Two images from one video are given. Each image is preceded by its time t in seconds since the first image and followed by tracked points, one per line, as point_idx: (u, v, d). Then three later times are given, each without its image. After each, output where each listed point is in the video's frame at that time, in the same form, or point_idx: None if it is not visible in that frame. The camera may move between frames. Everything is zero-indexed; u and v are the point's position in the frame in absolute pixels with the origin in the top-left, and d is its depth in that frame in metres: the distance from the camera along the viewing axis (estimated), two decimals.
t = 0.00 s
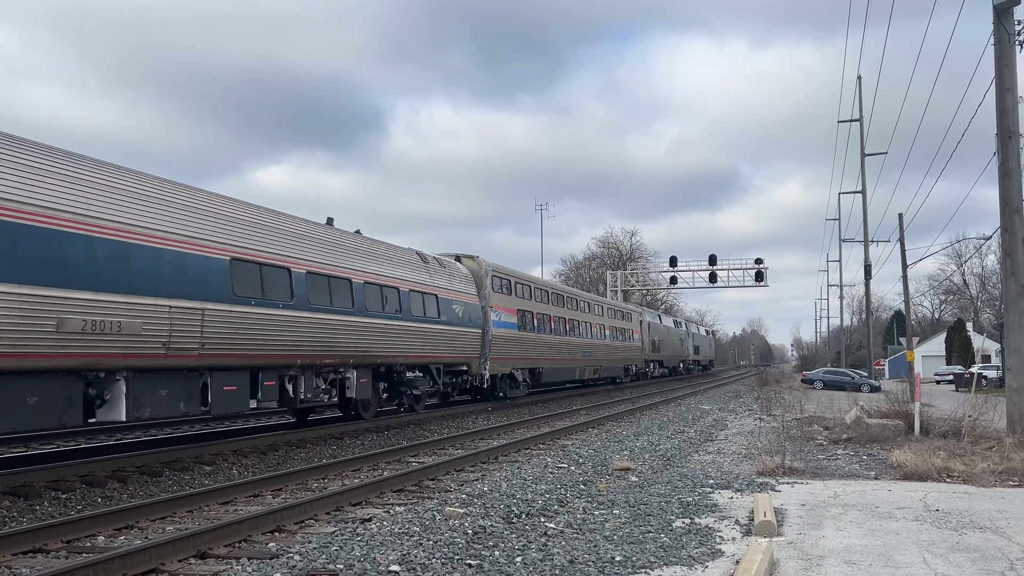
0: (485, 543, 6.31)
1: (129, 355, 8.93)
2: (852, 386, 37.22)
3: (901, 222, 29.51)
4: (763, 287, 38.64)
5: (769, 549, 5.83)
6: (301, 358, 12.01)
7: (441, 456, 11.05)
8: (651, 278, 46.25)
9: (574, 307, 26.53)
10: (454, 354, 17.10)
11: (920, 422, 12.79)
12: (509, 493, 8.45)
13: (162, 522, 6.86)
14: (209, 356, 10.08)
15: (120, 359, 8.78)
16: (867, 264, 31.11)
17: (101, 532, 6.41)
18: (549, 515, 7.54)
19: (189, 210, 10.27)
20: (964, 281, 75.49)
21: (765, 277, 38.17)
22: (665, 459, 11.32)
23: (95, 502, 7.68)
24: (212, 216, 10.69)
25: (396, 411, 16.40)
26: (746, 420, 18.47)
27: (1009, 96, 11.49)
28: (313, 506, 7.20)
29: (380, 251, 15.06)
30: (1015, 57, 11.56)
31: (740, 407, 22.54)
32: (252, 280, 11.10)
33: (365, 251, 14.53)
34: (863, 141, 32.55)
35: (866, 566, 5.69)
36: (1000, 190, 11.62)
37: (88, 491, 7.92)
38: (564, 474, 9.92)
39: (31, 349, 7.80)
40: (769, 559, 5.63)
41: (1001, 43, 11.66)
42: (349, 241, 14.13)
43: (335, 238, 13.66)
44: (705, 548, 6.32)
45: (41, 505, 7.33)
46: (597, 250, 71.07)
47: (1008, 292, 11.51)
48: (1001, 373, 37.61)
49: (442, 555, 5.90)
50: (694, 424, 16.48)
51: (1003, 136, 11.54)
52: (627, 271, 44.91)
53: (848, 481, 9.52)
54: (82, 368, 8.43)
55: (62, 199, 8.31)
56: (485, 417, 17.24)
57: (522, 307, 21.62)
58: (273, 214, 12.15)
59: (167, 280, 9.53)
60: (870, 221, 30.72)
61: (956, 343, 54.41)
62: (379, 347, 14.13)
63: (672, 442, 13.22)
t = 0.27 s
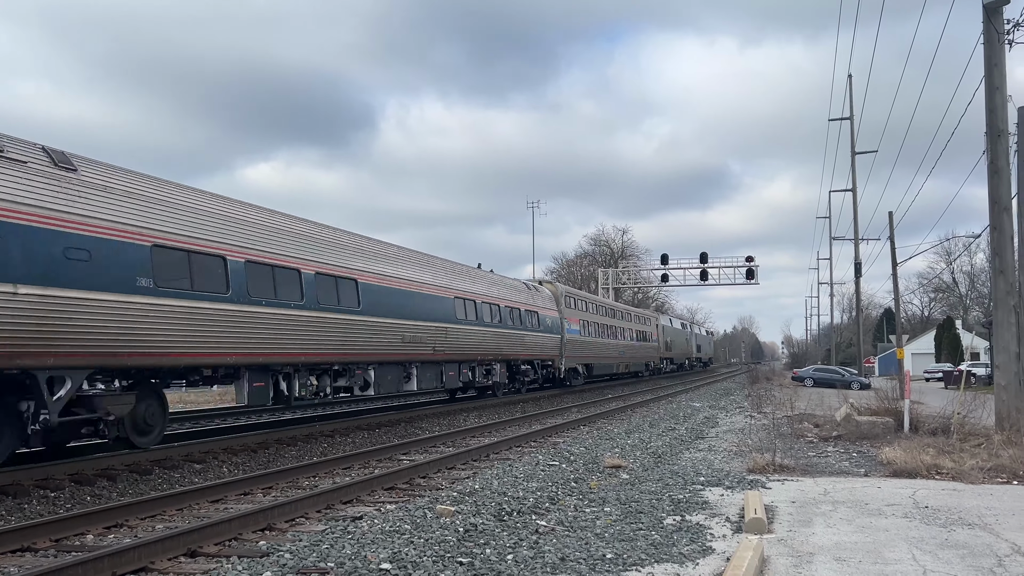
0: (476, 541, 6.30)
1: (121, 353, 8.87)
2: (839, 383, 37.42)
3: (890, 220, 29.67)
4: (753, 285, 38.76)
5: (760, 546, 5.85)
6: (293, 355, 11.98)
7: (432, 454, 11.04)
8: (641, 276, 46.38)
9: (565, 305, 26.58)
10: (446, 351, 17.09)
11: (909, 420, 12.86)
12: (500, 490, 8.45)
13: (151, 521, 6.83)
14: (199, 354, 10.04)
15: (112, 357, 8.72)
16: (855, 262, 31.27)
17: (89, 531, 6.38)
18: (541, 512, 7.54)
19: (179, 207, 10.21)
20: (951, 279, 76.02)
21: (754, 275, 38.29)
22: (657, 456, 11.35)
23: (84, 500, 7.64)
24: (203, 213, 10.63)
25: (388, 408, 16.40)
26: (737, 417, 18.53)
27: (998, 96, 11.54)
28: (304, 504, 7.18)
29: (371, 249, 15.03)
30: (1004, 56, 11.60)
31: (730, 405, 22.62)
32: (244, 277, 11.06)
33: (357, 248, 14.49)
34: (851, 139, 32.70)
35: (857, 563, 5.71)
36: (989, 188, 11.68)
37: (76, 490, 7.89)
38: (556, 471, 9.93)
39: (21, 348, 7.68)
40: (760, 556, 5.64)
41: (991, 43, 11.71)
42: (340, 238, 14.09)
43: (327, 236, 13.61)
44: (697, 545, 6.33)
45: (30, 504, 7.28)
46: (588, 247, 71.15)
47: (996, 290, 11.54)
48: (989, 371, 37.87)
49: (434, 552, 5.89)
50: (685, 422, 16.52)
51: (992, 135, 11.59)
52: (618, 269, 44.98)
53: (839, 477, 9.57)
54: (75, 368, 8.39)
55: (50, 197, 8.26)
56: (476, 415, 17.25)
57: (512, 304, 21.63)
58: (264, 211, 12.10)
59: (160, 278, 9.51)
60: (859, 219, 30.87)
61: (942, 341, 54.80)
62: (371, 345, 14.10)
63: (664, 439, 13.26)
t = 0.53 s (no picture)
0: (466, 539, 6.34)
1: (110, 351, 8.90)
2: (830, 380, 37.55)
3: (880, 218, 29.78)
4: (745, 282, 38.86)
5: (748, 543, 5.89)
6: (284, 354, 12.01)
7: (422, 452, 11.08)
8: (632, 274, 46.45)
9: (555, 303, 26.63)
10: (438, 349, 17.12)
11: (897, 417, 12.93)
12: (490, 488, 8.49)
13: (139, 519, 6.85)
14: (190, 353, 10.07)
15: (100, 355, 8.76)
16: (845, 260, 31.38)
17: (76, 529, 6.40)
18: (530, 510, 7.58)
19: (168, 206, 10.25)
20: (942, 276, 76.25)
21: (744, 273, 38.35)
22: (646, 453, 11.39)
23: (71, 498, 7.67)
24: (192, 211, 10.67)
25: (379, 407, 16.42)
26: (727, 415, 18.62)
27: (985, 95, 11.59)
28: (293, 502, 7.21)
29: (362, 247, 15.05)
30: (991, 55, 11.64)
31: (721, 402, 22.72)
32: (236, 275, 11.11)
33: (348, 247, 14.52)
34: (842, 138, 32.80)
35: (844, 559, 5.74)
36: (976, 187, 11.72)
37: (64, 488, 7.92)
38: (545, 469, 9.96)
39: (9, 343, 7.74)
40: (749, 553, 5.67)
41: (978, 42, 11.75)
42: (332, 237, 14.11)
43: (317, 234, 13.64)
44: (686, 542, 6.38)
45: (16, 502, 7.32)
46: (582, 245, 71.16)
47: (984, 288, 11.57)
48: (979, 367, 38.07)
49: (423, 550, 5.92)
50: (676, 419, 16.58)
51: (978, 134, 11.63)
52: (610, 266, 45.02)
53: (826, 474, 9.62)
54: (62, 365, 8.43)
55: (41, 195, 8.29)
56: (468, 413, 17.29)
57: (503, 302, 21.69)
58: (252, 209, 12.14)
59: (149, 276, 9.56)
60: (850, 217, 30.97)
61: (933, 338, 54.97)
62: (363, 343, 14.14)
63: (653, 437, 13.31)
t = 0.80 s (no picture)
0: (456, 538, 6.32)
1: (101, 350, 8.82)
2: (818, 379, 37.71)
3: (868, 218, 29.94)
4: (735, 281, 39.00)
5: (738, 541, 5.90)
6: (273, 353, 11.95)
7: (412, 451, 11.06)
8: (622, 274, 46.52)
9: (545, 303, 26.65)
10: (428, 348, 17.09)
11: (885, 416, 13.00)
12: (480, 487, 8.48)
13: (127, 519, 6.80)
14: (179, 352, 10.01)
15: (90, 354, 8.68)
16: (834, 259, 31.53)
17: (64, 529, 6.35)
18: (520, 509, 7.57)
19: (159, 203, 10.17)
20: (930, 276, 76.76)
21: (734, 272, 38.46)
22: (636, 452, 11.41)
23: (59, 498, 7.60)
24: (183, 209, 10.60)
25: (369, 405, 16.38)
26: (716, 413, 18.68)
27: (973, 95, 11.67)
28: (283, 502, 7.17)
29: (352, 246, 15.00)
30: (979, 56, 11.71)
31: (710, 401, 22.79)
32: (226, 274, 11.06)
33: (338, 246, 14.47)
34: (830, 138, 32.93)
35: (833, 558, 5.76)
36: (964, 187, 11.80)
37: (52, 488, 7.85)
38: (535, 467, 9.96)
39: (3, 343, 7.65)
40: (739, 551, 5.68)
41: (966, 43, 11.82)
42: (321, 235, 14.05)
43: (308, 232, 13.58)
44: (675, 541, 6.39)
45: (4, 502, 7.25)
46: (572, 244, 71.22)
47: (971, 287, 11.64)
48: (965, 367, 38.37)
49: (413, 550, 5.91)
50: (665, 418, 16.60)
51: (966, 134, 11.71)
52: (599, 265, 45.08)
53: (815, 473, 9.66)
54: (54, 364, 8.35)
55: (32, 192, 8.21)
56: (459, 412, 17.27)
57: (493, 301, 21.68)
58: (242, 206, 12.07)
59: (140, 275, 9.50)
60: (838, 217, 31.13)
61: (920, 338, 55.28)
62: (353, 342, 14.09)
63: (643, 435, 13.34)
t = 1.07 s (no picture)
0: (447, 539, 6.29)
1: (91, 351, 8.74)
2: (809, 380, 37.85)
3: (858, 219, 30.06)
4: (726, 282, 39.10)
5: (729, 542, 5.89)
6: (265, 354, 11.89)
7: (403, 452, 11.00)
8: (613, 275, 46.55)
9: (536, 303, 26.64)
10: (419, 349, 17.03)
11: (875, 416, 13.04)
12: (472, 488, 8.45)
13: (117, 520, 6.73)
14: (169, 352, 9.93)
15: (81, 355, 8.59)
16: (824, 260, 31.66)
17: (53, 531, 6.28)
18: (512, 510, 7.54)
19: (150, 204, 10.11)
20: (919, 278, 77.15)
21: (725, 273, 38.54)
22: (628, 453, 11.40)
23: (47, 499, 7.52)
24: (174, 209, 10.54)
25: (361, 406, 16.31)
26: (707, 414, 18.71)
27: (962, 97, 11.72)
28: (273, 503, 7.12)
29: (343, 246, 14.94)
30: (969, 58, 11.76)
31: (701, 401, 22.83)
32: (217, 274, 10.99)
33: (330, 246, 14.41)
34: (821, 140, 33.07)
35: (824, 558, 5.76)
36: (953, 189, 11.85)
37: (40, 489, 7.77)
38: (527, 468, 9.94)
39: None
40: (729, 552, 5.67)
41: (956, 45, 11.86)
42: (312, 235, 13.98)
43: (298, 233, 13.51)
44: (667, 541, 6.37)
45: None
46: (564, 245, 71.26)
47: (961, 288, 11.70)
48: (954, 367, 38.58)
49: (404, 550, 5.87)
50: (656, 419, 16.60)
51: (956, 135, 11.76)
52: (591, 266, 45.11)
53: (806, 473, 9.67)
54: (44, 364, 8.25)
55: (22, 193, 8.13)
56: (450, 413, 17.22)
57: (485, 302, 21.64)
58: (233, 207, 12.01)
59: (132, 277, 9.42)
60: (828, 218, 31.24)
61: (910, 339, 55.56)
62: (344, 343, 14.03)
63: (634, 436, 13.33)
